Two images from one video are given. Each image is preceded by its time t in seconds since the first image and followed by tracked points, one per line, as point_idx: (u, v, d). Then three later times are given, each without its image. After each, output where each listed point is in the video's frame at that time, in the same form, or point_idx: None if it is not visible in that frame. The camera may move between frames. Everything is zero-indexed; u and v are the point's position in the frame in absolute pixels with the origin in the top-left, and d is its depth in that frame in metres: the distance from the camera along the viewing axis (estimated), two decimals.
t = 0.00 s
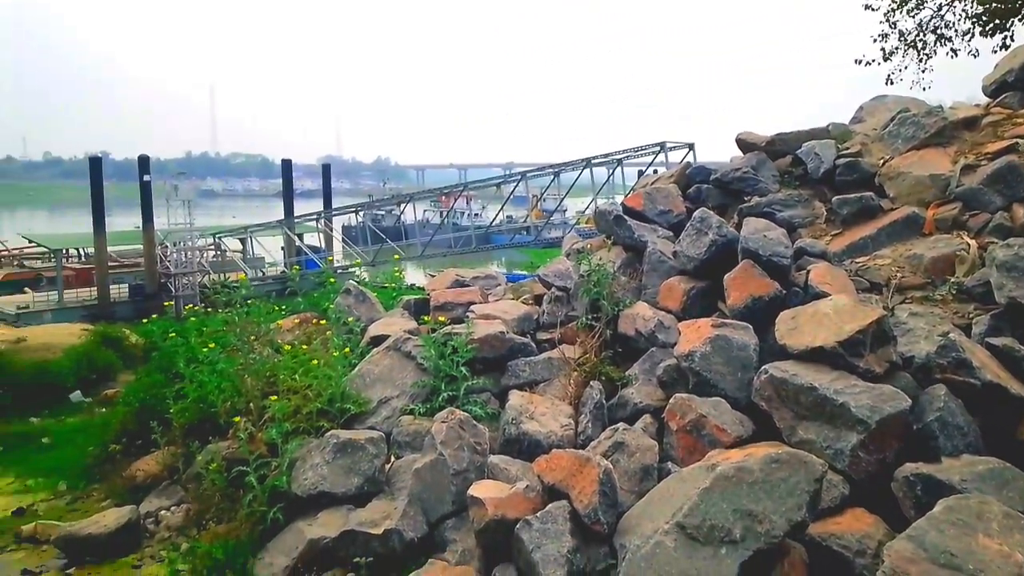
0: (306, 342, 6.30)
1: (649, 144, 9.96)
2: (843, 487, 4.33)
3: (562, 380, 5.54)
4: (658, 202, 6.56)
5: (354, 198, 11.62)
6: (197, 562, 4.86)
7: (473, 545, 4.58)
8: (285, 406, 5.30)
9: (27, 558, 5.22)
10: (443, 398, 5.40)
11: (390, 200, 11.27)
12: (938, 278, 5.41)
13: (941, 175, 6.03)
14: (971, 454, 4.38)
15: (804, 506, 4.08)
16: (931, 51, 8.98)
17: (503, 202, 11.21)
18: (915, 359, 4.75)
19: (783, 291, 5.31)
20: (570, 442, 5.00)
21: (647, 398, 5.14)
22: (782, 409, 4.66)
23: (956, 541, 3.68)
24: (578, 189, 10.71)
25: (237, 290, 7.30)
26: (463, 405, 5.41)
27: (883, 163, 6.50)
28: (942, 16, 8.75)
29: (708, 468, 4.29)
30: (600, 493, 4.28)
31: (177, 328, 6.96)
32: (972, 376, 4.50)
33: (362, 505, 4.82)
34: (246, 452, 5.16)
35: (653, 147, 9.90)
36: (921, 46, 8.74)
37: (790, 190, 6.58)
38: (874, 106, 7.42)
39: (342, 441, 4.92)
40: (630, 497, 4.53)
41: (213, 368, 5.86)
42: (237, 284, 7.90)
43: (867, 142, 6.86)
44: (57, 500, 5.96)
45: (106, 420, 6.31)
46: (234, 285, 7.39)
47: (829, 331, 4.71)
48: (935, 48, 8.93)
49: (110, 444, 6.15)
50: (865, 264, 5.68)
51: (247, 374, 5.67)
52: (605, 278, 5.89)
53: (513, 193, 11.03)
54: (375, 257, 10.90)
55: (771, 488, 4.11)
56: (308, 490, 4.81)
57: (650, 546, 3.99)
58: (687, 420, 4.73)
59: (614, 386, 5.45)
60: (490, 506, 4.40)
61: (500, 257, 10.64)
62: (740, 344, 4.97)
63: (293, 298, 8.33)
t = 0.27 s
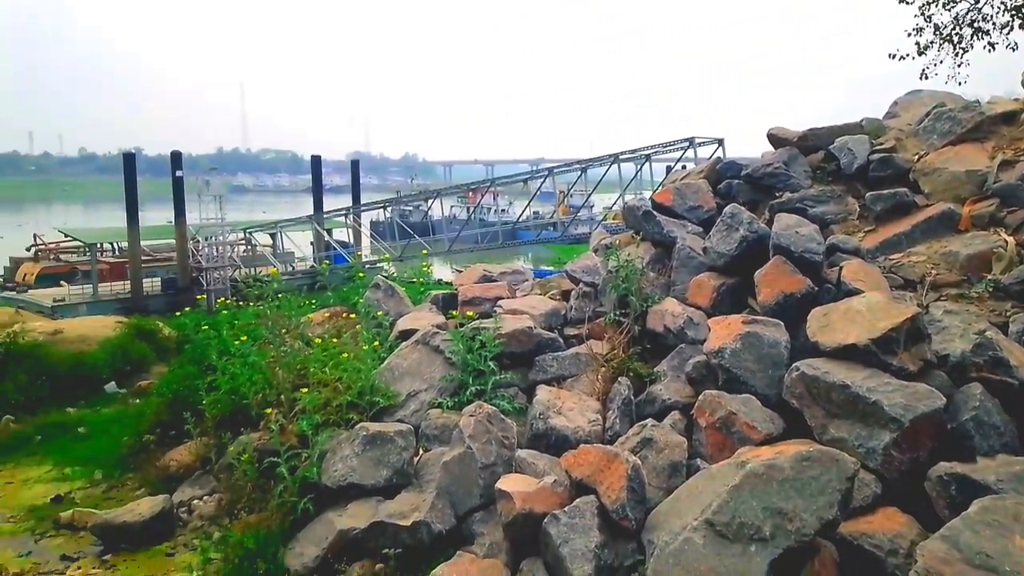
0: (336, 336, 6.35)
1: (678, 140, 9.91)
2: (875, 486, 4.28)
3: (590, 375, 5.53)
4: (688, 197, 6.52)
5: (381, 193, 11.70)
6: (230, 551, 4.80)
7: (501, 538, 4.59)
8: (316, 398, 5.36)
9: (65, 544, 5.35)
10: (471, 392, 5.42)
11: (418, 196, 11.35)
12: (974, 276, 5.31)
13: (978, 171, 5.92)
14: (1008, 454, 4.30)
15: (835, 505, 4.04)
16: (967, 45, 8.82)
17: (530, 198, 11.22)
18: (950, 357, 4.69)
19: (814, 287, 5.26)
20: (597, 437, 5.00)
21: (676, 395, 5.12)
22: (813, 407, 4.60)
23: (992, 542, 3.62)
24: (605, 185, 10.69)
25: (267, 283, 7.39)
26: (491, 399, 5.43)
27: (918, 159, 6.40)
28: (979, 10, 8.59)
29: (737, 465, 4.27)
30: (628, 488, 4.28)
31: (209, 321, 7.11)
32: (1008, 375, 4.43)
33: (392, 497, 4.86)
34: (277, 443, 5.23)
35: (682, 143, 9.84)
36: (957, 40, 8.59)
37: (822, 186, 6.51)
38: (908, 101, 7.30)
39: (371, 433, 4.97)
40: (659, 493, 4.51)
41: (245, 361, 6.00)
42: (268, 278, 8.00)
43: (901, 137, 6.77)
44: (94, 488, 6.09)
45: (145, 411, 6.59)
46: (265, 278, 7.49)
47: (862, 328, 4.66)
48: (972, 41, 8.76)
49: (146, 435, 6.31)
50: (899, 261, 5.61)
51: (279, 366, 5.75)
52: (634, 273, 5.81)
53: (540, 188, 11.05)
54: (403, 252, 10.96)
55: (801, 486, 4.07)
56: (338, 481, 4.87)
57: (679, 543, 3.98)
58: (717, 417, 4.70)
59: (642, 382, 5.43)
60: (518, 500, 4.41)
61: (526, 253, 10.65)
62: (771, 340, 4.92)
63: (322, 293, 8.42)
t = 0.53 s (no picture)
0: (364, 324, 6.42)
1: (705, 130, 9.84)
2: (905, 479, 4.24)
3: (616, 365, 5.54)
4: (716, 187, 6.48)
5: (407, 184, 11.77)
6: (262, 535, 4.95)
7: (528, 525, 4.61)
8: (345, 386, 5.42)
9: (101, 525, 5.48)
10: (498, 380, 5.46)
11: (443, 186, 11.40)
12: (1008, 267, 5.21)
13: (1013, 160, 5.81)
14: None
15: (865, 497, 4.01)
16: (1002, 32, 8.65)
17: (555, 188, 11.21)
18: (983, 349, 4.63)
19: (844, 278, 5.21)
20: (624, 427, 5.01)
21: (703, 385, 5.10)
22: (842, 398, 4.57)
23: None
24: (631, 175, 10.65)
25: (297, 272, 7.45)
26: (517, 388, 5.45)
27: (951, 148, 6.29)
28: None
29: (765, 456, 4.25)
30: (655, 478, 4.28)
31: (240, 309, 7.22)
32: None
33: (419, 483, 4.91)
34: (307, 429, 5.31)
35: (709, 133, 9.78)
36: (993, 27, 8.42)
37: (853, 175, 6.44)
38: (942, 90, 7.19)
39: (399, 420, 5.02)
40: (685, 483, 4.51)
41: (275, 349, 6.04)
42: (297, 267, 8.08)
43: (934, 126, 6.66)
44: (128, 471, 6.22)
45: (177, 398, 6.68)
46: (294, 267, 7.58)
47: (893, 320, 4.61)
48: (1008, 29, 8.59)
49: (178, 420, 6.43)
50: (931, 252, 5.54)
51: (309, 354, 5.83)
52: (661, 263, 5.81)
53: (565, 179, 11.03)
54: (429, 242, 11.02)
55: (830, 478, 4.05)
56: (367, 467, 4.93)
57: (706, 532, 3.99)
58: (744, 408, 4.69)
59: (669, 372, 5.43)
60: (545, 488, 4.44)
61: (551, 243, 10.65)
62: (799, 331, 4.89)
63: (350, 282, 8.50)
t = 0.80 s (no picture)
0: (390, 319, 6.44)
1: (732, 125, 9.74)
2: (937, 481, 4.17)
3: (642, 363, 5.51)
4: (745, 183, 6.41)
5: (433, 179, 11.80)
6: (288, 528, 5.04)
7: (552, 522, 4.62)
8: (371, 380, 5.45)
9: (131, 516, 5.57)
10: (523, 376, 5.45)
11: (469, 182, 11.41)
12: None
13: None
14: None
15: (895, 499, 3.95)
16: None
17: (581, 184, 11.17)
18: (1018, 350, 4.53)
19: (876, 277, 5.13)
20: (649, 425, 4.98)
21: (730, 383, 5.06)
22: (873, 398, 4.50)
23: None
24: (657, 171, 10.58)
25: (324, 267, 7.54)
26: (542, 384, 5.45)
27: (987, 144, 6.16)
28: None
29: (794, 456, 4.20)
30: (681, 477, 4.25)
31: (267, 303, 7.30)
32: None
33: (444, 479, 4.93)
34: (333, 424, 5.35)
35: (737, 129, 9.68)
36: None
37: (885, 172, 6.33)
38: (978, 85, 7.04)
39: (425, 416, 5.04)
40: (712, 482, 4.47)
41: (302, 343, 6.14)
42: (324, 262, 8.14)
43: (969, 122, 6.53)
44: (158, 463, 6.31)
45: (207, 390, 6.79)
46: (321, 262, 7.64)
47: (925, 319, 4.53)
48: None
49: (207, 413, 6.51)
50: (965, 251, 5.43)
51: (336, 348, 5.87)
52: (689, 260, 5.76)
53: (591, 175, 10.99)
54: (454, 238, 11.04)
55: (860, 479, 3.99)
56: (392, 462, 4.95)
57: (732, 532, 3.95)
58: (772, 407, 4.64)
59: (696, 370, 5.38)
60: (569, 485, 4.43)
61: (576, 239, 10.62)
62: (829, 330, 4.82)
63: (375, 277, 8.55)
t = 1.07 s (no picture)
0: (421, 315, 6.48)
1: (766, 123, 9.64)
2: (974, 486, 4.08)
3: (673, 362, 5.48)
4: (780, 181, 6.34)
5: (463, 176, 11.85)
6: (319, 520, 5.09)
7: (581, 520, 4.62)
8: (401, 375, 5.49)
9: (166, 505, 5.67)
10: (553, 373, 5.45)
11: (498, 179, 11.43)
12: None
13: None
14: None
15: (931, 503, 3.88)
16: None
17: (611, 182, 11.12)
18: None
19: (913, 277, 5.04)
20: (680, 424, 4.95)
21: (762, 384, 5.01)
22: (908, 401, 4.43)
23: None
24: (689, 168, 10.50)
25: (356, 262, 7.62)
26: (572, 382, 5.44)
27: None
28: None
29: (827, 458, 4.15)
30: (712, 477, 4.22)
31: (300, 297, 7.40)
32: None
33: (474, 474, 4.95)
34: (364, 418, 5.40)
35: (770, 127, 9.58)
36: None
37: (924, 171, 6.22)
38: (1021, 82, 6.88)
39: (454, 411, 5.06)
40: (743, 483, 4.43)
41: (334, 337, 6.22)
42: (356, 257, 8.22)
43: (1011, 120, 6.39)
44: (192, 453, 6.41)
45: (240, 383, 6.89)
46: (353, 257, 7.72)
47: (964, 321, 4.45)
48: None
49: (240, 405, 6.61)
50: (1006, 252, 5.31)
51: (367, 343, 5.92)
52: (721, 259, 5.71)
53: (621, 172, 10.94)
54: (483, 235, 11.07)
55: (895, 482, 3.93)
56: (422, 456, 4.98)
57: (764, 533, 3.92)
58: (805, 408, 4.59)
59: (727, 370, 5.34)
60: (598, 483, 4.42)
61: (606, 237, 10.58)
62: (865, 331, 4.75)
63: (406, 273, 8.61)
